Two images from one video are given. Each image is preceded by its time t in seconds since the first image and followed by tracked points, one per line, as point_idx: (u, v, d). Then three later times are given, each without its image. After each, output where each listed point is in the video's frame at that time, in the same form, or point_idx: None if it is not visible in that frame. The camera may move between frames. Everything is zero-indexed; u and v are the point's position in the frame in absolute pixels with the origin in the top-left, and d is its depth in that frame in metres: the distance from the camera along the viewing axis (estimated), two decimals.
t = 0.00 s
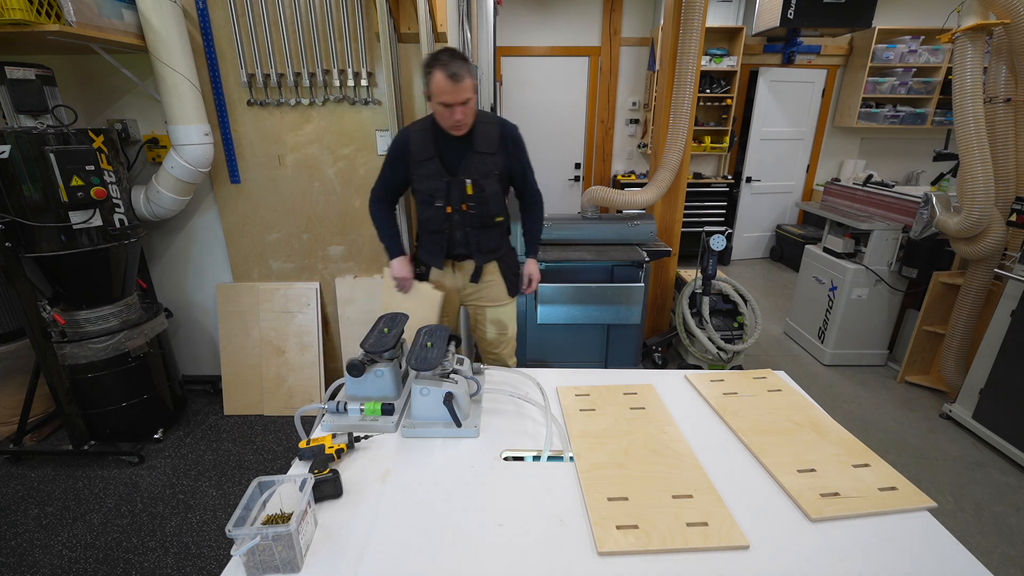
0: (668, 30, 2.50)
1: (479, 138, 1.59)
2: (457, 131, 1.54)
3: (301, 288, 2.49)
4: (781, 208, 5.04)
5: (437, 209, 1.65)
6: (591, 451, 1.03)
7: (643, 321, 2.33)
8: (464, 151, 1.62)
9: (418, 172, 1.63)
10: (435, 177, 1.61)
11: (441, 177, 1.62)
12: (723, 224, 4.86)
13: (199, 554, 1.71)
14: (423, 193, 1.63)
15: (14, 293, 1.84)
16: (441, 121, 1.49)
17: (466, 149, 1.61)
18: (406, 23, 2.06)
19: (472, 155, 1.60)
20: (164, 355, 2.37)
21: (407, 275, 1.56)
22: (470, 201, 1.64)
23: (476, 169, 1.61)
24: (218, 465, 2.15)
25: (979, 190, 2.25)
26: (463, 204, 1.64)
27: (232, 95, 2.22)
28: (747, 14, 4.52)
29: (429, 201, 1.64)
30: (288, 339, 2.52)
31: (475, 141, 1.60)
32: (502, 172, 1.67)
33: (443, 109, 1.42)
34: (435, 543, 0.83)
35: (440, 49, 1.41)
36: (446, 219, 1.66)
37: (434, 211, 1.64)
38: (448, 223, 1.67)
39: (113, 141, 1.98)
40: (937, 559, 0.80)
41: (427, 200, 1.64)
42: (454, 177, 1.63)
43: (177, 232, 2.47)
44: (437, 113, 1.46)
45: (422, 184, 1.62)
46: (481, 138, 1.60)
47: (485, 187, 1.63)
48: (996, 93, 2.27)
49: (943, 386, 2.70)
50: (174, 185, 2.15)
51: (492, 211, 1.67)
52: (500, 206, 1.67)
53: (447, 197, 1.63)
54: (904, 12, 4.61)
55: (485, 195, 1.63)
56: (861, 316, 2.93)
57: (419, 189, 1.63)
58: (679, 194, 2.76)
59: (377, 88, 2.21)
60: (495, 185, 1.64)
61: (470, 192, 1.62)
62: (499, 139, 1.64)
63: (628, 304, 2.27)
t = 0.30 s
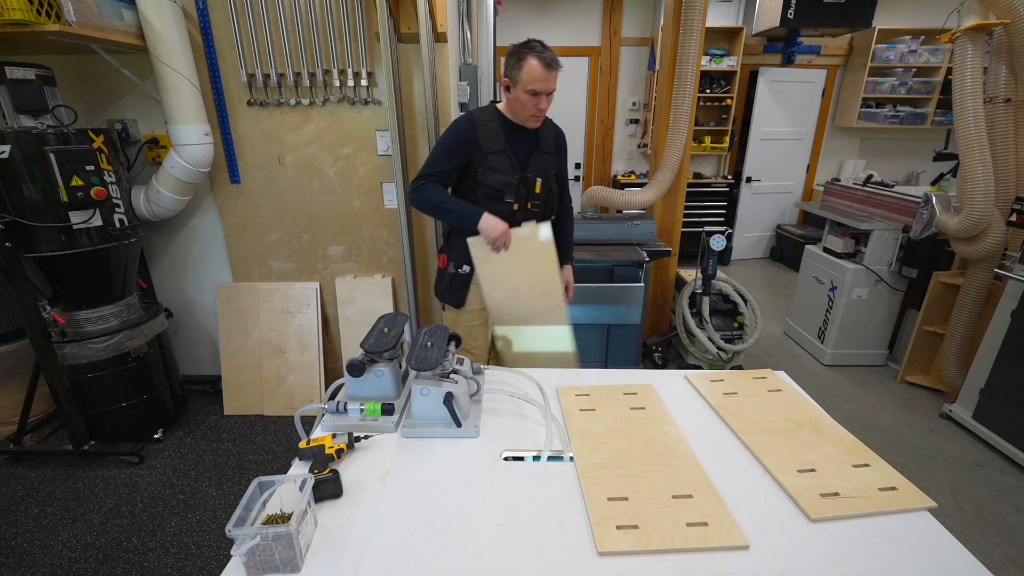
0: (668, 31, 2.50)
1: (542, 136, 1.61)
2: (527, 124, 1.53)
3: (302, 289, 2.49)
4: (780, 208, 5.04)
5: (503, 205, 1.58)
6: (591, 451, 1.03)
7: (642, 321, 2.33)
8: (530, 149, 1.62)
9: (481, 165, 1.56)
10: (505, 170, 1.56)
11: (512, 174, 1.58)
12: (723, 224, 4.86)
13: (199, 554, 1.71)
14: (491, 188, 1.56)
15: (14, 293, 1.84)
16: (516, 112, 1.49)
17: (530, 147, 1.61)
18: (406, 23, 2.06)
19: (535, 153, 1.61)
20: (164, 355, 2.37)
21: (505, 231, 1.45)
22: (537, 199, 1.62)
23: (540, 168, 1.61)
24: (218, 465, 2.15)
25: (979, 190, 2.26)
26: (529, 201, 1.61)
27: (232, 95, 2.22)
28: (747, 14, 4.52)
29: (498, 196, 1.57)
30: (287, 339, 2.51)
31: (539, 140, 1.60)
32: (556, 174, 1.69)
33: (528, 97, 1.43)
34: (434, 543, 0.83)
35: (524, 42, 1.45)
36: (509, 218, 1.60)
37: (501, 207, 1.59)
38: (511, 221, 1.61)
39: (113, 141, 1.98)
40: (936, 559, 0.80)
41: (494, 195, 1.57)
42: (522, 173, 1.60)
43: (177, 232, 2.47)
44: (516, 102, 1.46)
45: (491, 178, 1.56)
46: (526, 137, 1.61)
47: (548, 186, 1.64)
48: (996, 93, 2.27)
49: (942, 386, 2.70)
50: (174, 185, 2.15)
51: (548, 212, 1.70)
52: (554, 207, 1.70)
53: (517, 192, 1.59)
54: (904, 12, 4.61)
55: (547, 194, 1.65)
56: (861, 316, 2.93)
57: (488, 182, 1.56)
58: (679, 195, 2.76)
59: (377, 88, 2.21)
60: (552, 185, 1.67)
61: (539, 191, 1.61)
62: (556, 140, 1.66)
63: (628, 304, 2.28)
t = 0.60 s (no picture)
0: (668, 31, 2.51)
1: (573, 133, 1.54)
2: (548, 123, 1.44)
3: (302, 289, 2.49)
4: (780, 208, 5.04)
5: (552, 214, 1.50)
6: (591, 451, 1.03)
7: (642, 321, 2.34)
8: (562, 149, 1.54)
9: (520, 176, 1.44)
10: (546, 179, 1.47)
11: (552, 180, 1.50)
12: (723, 224, 4.86)
13: (199, 554, 1.71)
14: (537, 199, 1.46)
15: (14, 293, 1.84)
16: (538, 111, 1.41)
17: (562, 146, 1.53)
18: (406, 23, 2.06)
19: (570, 153, 1.53)
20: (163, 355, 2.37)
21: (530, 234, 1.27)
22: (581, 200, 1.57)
23: (577, 168, 1.55)
24: (218, 465, 2.15)
25: (979, 190, 2.26)
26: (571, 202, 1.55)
27: (232, 95, 2.22)
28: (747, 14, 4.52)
29: (547, 206, 1.48)
30: (287, 339, 2.51)
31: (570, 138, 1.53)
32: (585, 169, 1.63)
33: (549, 94, 1.34)
34: (434, 543, 0.83)
35: (543, 35, 1.35)
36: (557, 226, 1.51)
37: (549, 217, 1.49)
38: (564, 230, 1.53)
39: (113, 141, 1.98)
40: (936, 559, 0.80)
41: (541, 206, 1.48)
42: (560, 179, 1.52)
43: (177, 232, 2.47)
44: (537, 100, 1.38)
45: (534, 188, 1.45)
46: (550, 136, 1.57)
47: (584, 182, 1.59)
48: (996, 93, 2.27)
49: (943, 386, 2.70)
50: (174, 185, 2.15)
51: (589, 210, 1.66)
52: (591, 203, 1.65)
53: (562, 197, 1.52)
54: (903, 13, 4.61)
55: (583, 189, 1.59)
56: (861, 316, 2.93)
57: (533, 195, 1.46)
58: (679, 195, 2.77)
59: (377, 88, 2.21)
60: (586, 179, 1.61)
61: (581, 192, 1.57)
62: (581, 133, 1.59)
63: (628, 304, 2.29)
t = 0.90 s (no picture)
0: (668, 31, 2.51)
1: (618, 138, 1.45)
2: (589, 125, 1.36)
3: (302, 289, 2.49)
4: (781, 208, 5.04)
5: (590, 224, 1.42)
6: (591, 451, 1.03)
7: (642, 321, 2.34)
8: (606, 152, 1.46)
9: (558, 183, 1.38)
10: (586, 185, 1.40)
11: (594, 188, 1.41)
12: (723, 224, 4.87)
13: (199, 554, 1.71)
14: (576, 208, 1.39)
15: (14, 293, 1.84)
16: (577, 111, 1.33)
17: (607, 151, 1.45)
18: (406, 23, 2.06)
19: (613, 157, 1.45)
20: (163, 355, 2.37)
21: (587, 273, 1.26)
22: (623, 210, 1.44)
23: (619, 174, 1.45)
24: (218, 465, 2.15)
25: (979, 190, 2.26)
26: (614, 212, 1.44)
27: (233, 96, 2.22)
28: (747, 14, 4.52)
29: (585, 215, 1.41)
30: (288, 339, 2.51)
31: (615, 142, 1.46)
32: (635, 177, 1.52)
33: (589, 93, 1.27)
34: (434, 543, 0.83)
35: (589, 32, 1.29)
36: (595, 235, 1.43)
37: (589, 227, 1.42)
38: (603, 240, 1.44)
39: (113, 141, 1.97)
40: (936, 559, 0.80)
41: (580, 215, 1.40)
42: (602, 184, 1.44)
43: (177, 232, 2.47)
44: (577, 99, 1.31)
45: (572, 197, 1.38)
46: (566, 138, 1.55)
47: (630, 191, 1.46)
48: (996, 93, 2.27)
49: (942, 386, 2.70)
50: (174, 185, 2.15)
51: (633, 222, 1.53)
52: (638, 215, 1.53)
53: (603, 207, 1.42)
54: (903, 13, 4.61)
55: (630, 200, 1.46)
56: (861, 316, 2.93)
57: (570, 203, 1.39)
58: (679, 196, 2.77)
59: (377, 88, 2.20)
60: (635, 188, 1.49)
61: (624, 200, 1.44)
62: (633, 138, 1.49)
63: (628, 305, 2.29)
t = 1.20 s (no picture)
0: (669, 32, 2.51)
1: (687, 140, 1.40)
2: (659, 124, 1.34)
3: (301, 289, 2.49)
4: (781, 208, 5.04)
5: (633, 222, 1.41)
6: (591, 451, 1.03)
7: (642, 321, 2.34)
8: (671, 155, 1.42)
9: (610, 177, 1.40)
10: (637, 182, 1.39)
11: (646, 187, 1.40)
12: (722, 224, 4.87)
13: (199, 554, 1.71)
14: (621, 203, 1.40)
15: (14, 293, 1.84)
16: (649, 107, 1.32)
17: (670, 154, 1.41)
18: (406, 23, 2.06)
19: (676, 161, 1.41)
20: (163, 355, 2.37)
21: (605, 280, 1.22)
22: (672, 214, 1.41)
23: (680, 178, 1.40)
24: (218, 465, 2.15)
25: (979, 190, 2.26)
26: (664, 214, 1.42)
27: (233, 96, 2.22)
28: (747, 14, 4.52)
29: (629, 211, 1.40)
30: (287, 339, 2.51)
31: (684, 144, 1.41)
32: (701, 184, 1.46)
33: (662, 90, 1.25)
34: (434, 543, 0.83)
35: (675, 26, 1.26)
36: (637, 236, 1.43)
37: (630, 223, 1.41)
38: (645, 240, 1.43)
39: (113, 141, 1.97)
40: (936, 559, 0.80)
41: (623, 210, 1.41)
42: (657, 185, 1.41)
43: (177, 233, 2.47)
44: (650, 95, 1.30)
45: (620, 191, 1.39)
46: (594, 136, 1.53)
47: (689, 197, 1.42)
48: (996, 93, 2.26)
49: (943, 386, 2.70)
50: (174, 185, 2.15)
51: (688, 230, 1.47)
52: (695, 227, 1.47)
53: (653, 207, 1.40)
54: (903, 13, 4.61)
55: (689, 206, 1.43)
56: (861, 316, 2.93)
57: (618, 197, 1.39)
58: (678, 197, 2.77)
59: (377, 88, 2.20)
60: (699, 197, 1.44)
61: (677, 206, 1.40)
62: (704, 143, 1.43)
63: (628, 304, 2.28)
